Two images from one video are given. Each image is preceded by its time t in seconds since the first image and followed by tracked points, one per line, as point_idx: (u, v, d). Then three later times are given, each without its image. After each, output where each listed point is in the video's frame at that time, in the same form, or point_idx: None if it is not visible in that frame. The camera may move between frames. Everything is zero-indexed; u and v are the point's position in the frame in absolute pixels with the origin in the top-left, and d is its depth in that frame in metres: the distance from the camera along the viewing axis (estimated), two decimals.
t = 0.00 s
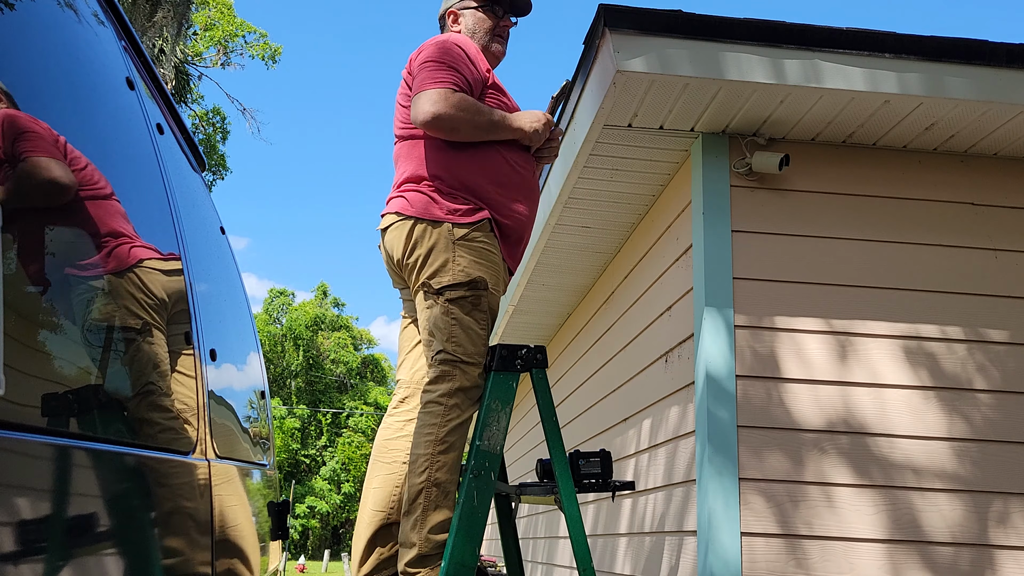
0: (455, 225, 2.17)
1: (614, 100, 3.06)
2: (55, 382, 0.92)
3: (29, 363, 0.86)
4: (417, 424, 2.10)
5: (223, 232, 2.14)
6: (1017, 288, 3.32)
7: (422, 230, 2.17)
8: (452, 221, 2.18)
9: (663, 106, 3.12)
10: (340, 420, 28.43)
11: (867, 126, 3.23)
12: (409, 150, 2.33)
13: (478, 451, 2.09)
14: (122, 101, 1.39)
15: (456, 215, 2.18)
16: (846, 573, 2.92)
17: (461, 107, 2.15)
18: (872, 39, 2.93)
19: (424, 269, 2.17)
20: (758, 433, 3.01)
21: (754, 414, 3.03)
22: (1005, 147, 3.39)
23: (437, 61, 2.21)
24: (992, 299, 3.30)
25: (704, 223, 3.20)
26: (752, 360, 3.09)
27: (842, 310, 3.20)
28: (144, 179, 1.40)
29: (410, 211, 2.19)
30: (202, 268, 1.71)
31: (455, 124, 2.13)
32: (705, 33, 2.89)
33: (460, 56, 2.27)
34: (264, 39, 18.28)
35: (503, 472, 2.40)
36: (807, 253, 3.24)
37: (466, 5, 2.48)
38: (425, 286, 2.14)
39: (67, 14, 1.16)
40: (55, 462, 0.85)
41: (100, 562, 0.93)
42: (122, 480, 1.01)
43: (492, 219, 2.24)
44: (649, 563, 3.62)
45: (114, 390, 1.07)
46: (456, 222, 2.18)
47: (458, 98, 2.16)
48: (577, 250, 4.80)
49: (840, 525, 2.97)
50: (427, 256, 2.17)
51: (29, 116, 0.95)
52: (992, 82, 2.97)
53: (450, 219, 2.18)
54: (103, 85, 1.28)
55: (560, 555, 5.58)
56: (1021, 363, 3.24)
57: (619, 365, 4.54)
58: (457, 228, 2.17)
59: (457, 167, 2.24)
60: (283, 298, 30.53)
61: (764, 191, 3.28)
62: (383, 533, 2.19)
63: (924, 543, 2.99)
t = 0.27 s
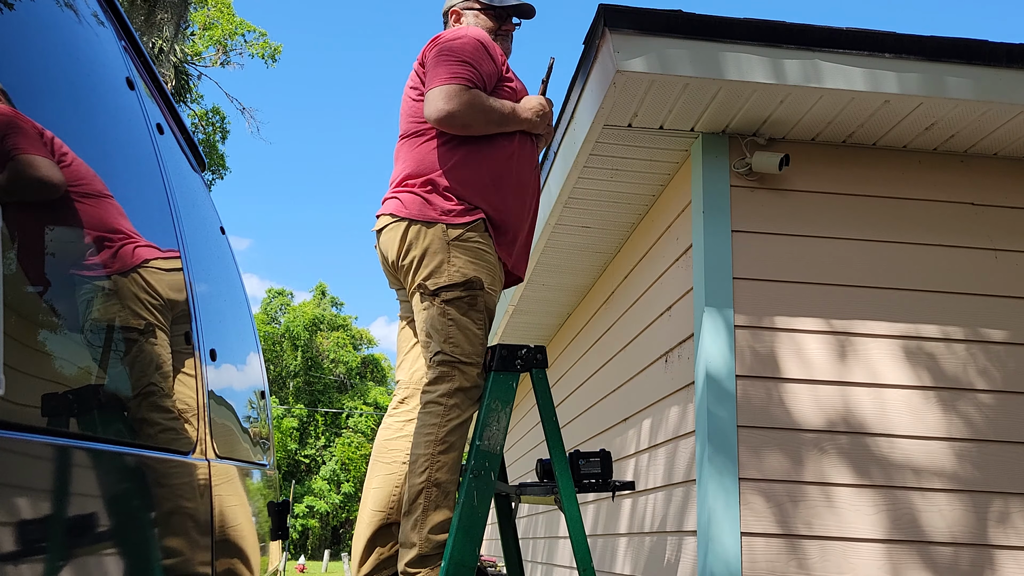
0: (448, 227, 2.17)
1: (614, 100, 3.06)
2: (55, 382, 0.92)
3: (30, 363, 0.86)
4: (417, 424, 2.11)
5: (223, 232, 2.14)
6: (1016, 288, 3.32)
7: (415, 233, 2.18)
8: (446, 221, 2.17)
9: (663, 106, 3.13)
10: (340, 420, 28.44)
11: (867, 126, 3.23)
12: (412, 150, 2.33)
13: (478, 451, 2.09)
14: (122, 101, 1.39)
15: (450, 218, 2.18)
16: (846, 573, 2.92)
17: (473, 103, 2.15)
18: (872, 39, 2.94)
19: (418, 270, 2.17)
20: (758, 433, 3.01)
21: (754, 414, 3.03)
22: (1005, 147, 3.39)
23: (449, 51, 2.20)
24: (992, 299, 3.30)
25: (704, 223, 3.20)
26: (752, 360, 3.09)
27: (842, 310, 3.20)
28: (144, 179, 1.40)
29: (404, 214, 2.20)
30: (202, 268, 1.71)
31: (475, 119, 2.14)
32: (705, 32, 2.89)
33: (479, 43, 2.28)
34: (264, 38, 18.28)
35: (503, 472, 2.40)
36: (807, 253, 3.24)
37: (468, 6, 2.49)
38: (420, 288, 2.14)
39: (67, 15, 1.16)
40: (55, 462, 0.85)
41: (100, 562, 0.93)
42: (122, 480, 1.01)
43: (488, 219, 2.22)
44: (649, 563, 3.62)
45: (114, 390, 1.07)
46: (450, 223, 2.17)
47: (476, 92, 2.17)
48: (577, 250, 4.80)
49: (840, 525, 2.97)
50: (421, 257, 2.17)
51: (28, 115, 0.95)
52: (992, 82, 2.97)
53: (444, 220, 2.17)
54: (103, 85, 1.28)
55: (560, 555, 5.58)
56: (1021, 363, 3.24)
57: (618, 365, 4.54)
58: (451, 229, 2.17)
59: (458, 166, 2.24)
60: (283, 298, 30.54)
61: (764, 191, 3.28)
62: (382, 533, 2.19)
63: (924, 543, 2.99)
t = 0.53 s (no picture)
0: (451, 224, 2.18)
1: (613, 100, 3.06)
2: (55, 382, 0.92)
3: (29, 363, 0.86)
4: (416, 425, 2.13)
5: (223, 232, 2.13)
6: (1016, 287, 3.32)
7: (418, 228, 2.17)
8: (447, 218, 2.19)
9: (663, 106, 3.13)
10: (340, 420, 28.44)
11: (867, 126, 3.23)
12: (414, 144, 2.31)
13: (478, 452, 2.08)
14: (122, 101, 1.39)
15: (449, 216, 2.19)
16: (845, 573, 2.92)
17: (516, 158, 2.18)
18: (872, 39, 2.94)
19: (419, 268, 2.17)
20: (758, 433, 3.01)
21: (754, 414, 3.03)
22: (1005, 147, 3.39)
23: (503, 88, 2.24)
24: (992, 299, 3.30)
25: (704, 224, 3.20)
26: (752, 360, 3.09)
27: (842, 310, 3.20)
28: (144, 179, 1.40)
29: (408, 207, 2.19)
30: (202, 268, 1.71)
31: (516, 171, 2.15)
32: (705, 33, 2.89)
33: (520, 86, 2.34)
34: (264, 38, 18.28)
35: (503, 472, 2.40)
36: (807, 253, 3.24)
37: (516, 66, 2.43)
38: (422, 286, 2.14)
39: (67, 15, 1.16)
40: (55, 462, 0.85)
41: (100, 562, 0.93)
42: (122, 479, 1.01)
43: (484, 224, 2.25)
44: (649, 562, 3.62)
45: (113, 390, 1.06)
46: (451, 220, 2.19)
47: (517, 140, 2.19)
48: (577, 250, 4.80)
49: (840, 525, 2.97)
50: (419, 255, 2.17)
51: (30, 115, 0.95)
52: (992, 82, 2.97)
53: (445, 216, 2.19)
54: (103, 85, 1.28)
55: (560, 555, 5.58)
56: (1021, 363, 3.24)
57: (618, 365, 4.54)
58: (452, 226, 2.18)
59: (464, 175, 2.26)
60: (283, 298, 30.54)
61: (764, 191, 3.28)
62: (384, 534, 2.20)
63: (924, 543, 2.99)
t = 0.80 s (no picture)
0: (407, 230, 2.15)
1: (614, 100, 3.06)
2: (54, 382, 0.92)
3: (29, 362, 0.86)
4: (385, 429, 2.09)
5: (223, 232, 2.13)
6: (1017, 287, 3.32)
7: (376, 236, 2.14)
8: (395, 218, 2.15)
9: (664, 106, 3.12)
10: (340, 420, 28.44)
11: (867, 126, 3.23)
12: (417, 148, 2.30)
13: (478, 451, 2.08)
14: (122, 101, 1.39)
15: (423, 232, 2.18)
16: (846, 573, 2.92)
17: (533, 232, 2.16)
18: (872, 39, 2.94)
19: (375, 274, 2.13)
20: (758, 433, 3.01)
21: (754, 414, 3.03)
22: (1005, 147, 3.39)
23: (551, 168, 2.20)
24: (992, 299, 3.30)
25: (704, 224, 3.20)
26: (752, 360, 3.09)
27: (842, 310, 3.20)
28: (144, 179, 1.40)
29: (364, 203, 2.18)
30: (202, 268, 1.71)
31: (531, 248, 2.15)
32: (705, 33, 2.89)
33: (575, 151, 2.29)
34: (264, 39, 18.29)
35: (503, 472, 2.40)
36: (807, 253, 3.24)
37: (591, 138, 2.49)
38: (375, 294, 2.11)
39: (67, 14, 1.16)
40: (55, 462, 0.85)
41: (100, 562, 0.93)
42: (122, 479, 1.01)
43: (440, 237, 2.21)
44: (649, 562, 3.63)
45: (113, 390, 1.06)
46: (397, 221, 2.15)
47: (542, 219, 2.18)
48: (577, 250, 4.80)
49: (840, 525, 2.97)
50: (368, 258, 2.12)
51: (30, 114, 0.96)
52: (992, 82, 2.97)
53: (393, 215, 2.16)
54: (103, 85, 1.28)
55: (560, 555, 5.58)
56: (1021, 363, 3.24)
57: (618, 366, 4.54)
58: (400, 228, 2.14)
59: (444, 195, 2.23)
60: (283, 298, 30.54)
61: (764, 191, 3.28)
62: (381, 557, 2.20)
63: (924, 543, 2.99)
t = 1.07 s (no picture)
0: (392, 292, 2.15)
1: (614, 100, 3.06)
2: (55, 382, 0.92)
3: (30, 363, 0.86)
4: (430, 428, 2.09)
5: (223, 232, 2.13)
6: (1017, 287, 3.32)
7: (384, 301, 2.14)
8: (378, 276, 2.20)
9: (663, 106, 3.13)
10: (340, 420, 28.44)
11: (867, 126, 3.23)
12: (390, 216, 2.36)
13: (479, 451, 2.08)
14: (122, 101, 1.39)
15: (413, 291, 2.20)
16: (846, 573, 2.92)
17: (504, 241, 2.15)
18: (872, 39, 2.94)
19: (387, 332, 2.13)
20: (758, 433, 3.01)
21: (754, 414, 3.03)
22: (1005, 147, 3.39)
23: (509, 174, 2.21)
24: (992, 299, 3.30)
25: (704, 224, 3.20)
26: (753, 360, 3.09)
27: (842, 310, 3.20)
28: (144, 180, 1.40)
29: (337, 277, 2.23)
30: (202, 268, 1.71)
31: (499, 255, 2.13)
32: (704, 33, 2.89)
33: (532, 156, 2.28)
34: (264, 39, 18.29)
35: (503, 472, 2.40)
36: (807, 253, 3.24)
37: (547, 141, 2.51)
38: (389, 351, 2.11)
39: (67, 15, 1.16)
40: (55, 462, 0.85)
41: (100, 562, 0.92)
42: (122, 480, 1.01)
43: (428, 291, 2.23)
44: (649, 562, 3.62)
45: (113, 391, 1.06)
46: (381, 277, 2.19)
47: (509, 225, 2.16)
48: (577, 250, 4.80)
49: (840, 525, 2.97)
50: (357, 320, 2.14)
51: (30, 115, 0.95)
52: (992, 82, 2.97)
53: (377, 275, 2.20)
54: (103, 85, 1.28)
55: (560, 555, 5.58)
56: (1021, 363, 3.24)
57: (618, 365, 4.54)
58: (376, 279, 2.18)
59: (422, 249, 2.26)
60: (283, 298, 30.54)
61: (764, 191, 3.28)
62: None
63: (924, 543, 2.99)
